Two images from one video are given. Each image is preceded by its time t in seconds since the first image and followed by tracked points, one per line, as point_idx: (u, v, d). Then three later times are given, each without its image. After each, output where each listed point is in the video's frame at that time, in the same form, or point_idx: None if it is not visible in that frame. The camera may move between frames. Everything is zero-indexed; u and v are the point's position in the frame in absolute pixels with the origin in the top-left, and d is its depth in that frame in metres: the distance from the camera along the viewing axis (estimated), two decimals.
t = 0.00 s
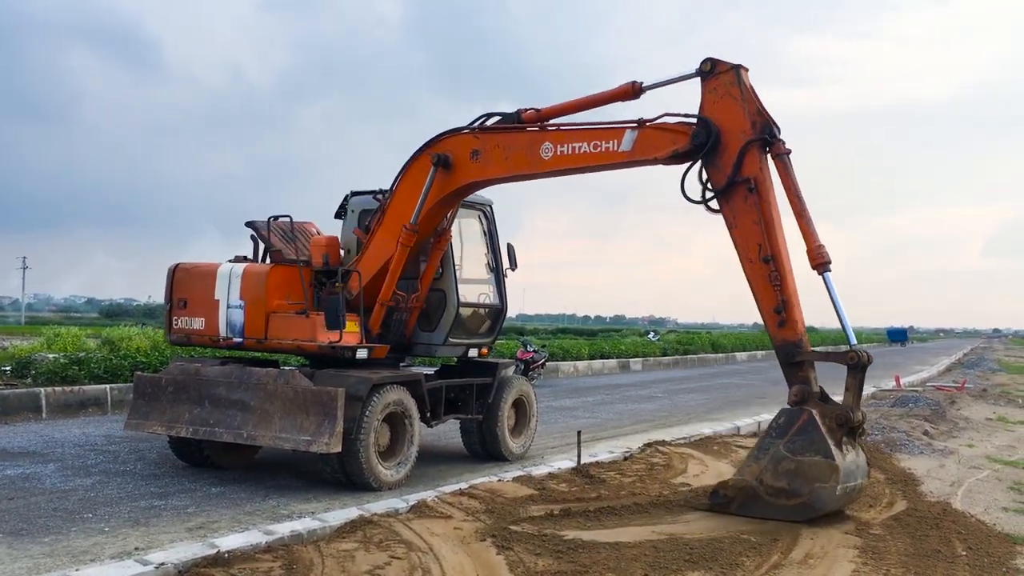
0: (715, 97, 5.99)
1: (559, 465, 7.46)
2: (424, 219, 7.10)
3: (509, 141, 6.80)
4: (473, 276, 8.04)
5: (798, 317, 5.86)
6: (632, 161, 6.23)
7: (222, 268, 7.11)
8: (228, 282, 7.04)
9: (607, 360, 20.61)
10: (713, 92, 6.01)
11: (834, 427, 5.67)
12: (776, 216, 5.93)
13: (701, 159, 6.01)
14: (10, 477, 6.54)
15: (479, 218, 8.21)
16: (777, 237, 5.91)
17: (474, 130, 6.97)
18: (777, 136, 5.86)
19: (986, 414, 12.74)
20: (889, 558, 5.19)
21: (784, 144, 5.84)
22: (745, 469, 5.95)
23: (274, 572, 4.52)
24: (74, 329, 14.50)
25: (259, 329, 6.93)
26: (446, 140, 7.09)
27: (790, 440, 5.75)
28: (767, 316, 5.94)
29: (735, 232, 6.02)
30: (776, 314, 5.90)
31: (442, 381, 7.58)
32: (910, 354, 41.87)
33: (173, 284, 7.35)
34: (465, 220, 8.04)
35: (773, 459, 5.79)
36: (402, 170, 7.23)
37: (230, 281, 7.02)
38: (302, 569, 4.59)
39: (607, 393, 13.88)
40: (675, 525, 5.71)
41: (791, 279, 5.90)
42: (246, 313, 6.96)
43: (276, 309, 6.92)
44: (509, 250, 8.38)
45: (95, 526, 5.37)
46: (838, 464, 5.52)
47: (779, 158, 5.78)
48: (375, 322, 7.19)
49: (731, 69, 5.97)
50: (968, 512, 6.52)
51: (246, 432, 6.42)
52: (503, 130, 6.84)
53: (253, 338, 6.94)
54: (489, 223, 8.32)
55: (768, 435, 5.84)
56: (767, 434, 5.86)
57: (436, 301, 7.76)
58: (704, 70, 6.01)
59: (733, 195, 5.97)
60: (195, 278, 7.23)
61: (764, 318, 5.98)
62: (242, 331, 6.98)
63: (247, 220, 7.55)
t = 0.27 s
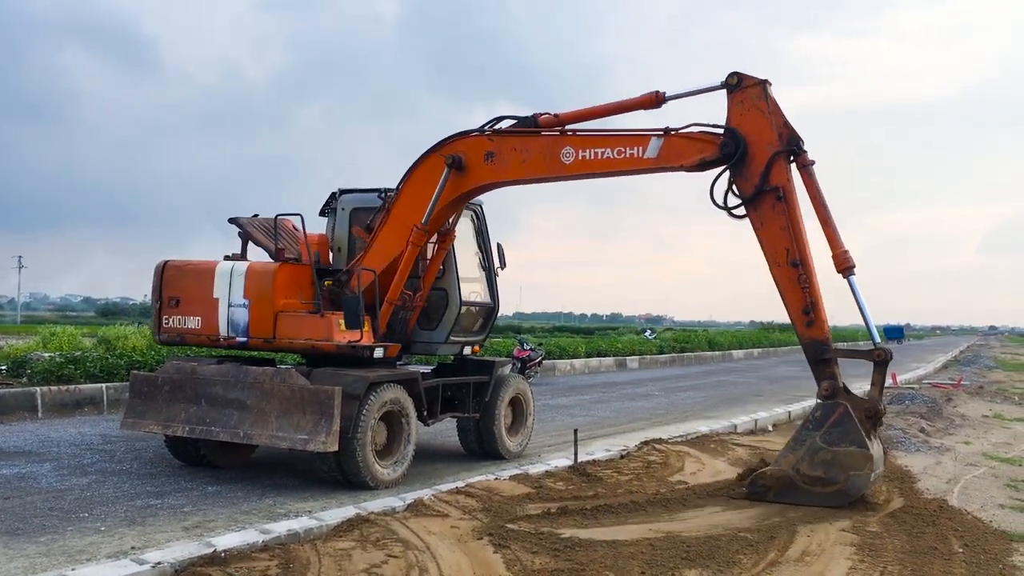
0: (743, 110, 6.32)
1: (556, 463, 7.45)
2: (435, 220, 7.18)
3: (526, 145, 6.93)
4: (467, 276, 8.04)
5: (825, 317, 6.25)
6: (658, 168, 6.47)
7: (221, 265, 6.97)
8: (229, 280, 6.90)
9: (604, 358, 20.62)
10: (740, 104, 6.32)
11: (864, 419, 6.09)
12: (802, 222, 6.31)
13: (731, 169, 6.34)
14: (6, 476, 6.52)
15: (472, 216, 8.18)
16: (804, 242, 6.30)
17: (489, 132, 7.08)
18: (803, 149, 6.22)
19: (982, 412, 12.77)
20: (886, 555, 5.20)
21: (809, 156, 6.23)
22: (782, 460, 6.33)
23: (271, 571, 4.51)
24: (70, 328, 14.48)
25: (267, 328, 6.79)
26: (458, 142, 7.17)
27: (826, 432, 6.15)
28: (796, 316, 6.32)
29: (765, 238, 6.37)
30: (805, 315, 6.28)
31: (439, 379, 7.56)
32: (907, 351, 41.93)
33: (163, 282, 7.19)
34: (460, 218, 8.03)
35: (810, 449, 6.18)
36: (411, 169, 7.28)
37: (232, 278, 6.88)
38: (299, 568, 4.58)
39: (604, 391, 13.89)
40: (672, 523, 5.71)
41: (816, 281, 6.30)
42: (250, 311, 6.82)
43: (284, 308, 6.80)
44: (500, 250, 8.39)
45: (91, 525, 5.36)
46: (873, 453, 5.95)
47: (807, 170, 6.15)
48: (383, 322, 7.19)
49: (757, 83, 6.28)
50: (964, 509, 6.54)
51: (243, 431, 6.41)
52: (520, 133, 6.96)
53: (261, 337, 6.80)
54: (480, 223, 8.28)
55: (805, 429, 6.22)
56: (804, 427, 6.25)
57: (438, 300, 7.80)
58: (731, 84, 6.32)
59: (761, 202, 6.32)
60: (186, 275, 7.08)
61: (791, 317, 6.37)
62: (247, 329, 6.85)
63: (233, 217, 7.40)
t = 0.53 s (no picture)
0: (757, 123, 6.83)
1: (553, 461, 7.46)
2: (447, 220, 7.25)
3: (541, 149, 7.10)
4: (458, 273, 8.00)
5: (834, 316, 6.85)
6: (676, 175, 6.85)
7: (224, 264, 6.90)
8: (236, 280, 6.85)
9: (601, 356, 20.63)
10: (754, 118, 6.84)
11: (875, 409, 6.74)
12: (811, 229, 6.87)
13: (747, 179, 6.84)
14: (3, 476, 6.51)
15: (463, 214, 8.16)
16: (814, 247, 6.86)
17: (503, 135, 7.19)
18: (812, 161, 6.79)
19: (978, 409, 12.81)
20: (882, 552, 5.22)
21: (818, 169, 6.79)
22: (803, 448, 6.83)
23: (268, 570, 4.52)
24: (67, 328, 14.46)
25: (281, 328, 6.77)
26: (470, 144, 7.25)
27: (844, 422, 6.73)
28: (809, 315, 6.90)
29: (779, 243, 6.91)
30: (817, 314, 6.86)
31: (436, 377, 7.57)
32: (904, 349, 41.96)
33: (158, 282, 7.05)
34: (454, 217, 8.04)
35: (831, 437, 6.74)
36: (420, 168, 7.31)
37: (239, 278, 6.84)
38: (296, 566, 4.58)
39: (601, 389, 13.90)
40: (670, 521, 5.72)
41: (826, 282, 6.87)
42: (261, 311, 6.79)
43: (296, 308, 6.80)
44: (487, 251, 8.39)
45: (89, 524, 5.36)
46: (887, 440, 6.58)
47: (816, 180, 6.71)
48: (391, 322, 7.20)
49: (769, 99, 6.81)
50: (960, 506, 6.55)
51: (240, 430, 6.41)
52: (534, 137, 7.11)
53: (273, 338, 6.76)
54: (467, 224, 8.29)
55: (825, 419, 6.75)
56: (824, 417, 6.79)
57: (438, 300, 7.83)
58: (745, 99, 6.82)
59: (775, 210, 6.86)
60: (183, 275, 6.97)
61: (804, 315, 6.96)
62: (256, 329, 6.82)
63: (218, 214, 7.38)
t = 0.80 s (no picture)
0: (757, 135, 7.43)
1: (551, 460, 7.46)
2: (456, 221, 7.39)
3: (550, 154, 7.36)
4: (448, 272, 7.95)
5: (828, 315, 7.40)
6: (683, 181, 7.38)
7: (234, 264, 6.80)
8: (248, 280, 6.76)
9: (600, 355, 20.64)
10: (755, 131, 7.43)
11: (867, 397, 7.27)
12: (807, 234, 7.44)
13: (747, 187, 7.41)
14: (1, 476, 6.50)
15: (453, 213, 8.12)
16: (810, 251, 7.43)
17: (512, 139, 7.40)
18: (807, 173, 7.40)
19: (976, 407, 12.82)
20: (880, 550, 5.22)
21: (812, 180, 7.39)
22: (806, 436, 7.25)
23: (266, 569, 4.52)
24: (65, 327, 14.44)
25: (299, 328, 6.74)
26: (478, 147, 7.41)
27: (843, 410, 7.21)
28: (804, 313, 7.45)
29: (778, 246, 7.46)
30: (812, 312, 7.41)
31: (434, 377, 7.57)
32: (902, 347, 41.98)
33: (161, 281, 6.90)
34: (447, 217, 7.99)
35: (831, 425, 7.20)
36: (429, 170, 7.40)
37: (252, 277, 6.76)
38: (294, 566, 4.58)
39: (599, 388, 13.91)
40: (668, 519, 5.73)
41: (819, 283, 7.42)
42: (277, 311, 6.73)
43: (313, 308, 6.79)
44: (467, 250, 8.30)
45: (86, 524, 5.35)
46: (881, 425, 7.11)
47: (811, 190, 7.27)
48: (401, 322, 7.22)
49: (769, 114, 7.41)
50: (958, 504, 6.56)
51: (238, 429, 6.40)
52: (544, 142, 7.38)
53: (291, 338, 6.73)
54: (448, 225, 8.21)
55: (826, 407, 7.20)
56: (825, 406, 7.23)
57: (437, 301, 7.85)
58: (746, 113, 7.41)
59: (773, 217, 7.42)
60: (190, 274, 6.84)
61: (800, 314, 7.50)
62: (272, 329, 6.76)
63: (208, 209, 7.35)
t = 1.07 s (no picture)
0: (742, 146, 8.18)
1: (549, 459, 7.46)
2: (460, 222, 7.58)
3: (551, 158, 7.78)
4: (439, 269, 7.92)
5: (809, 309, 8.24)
6: (676, 186, 8.03)
7: (252, 263, 6.64)
8: (267, 279, 6.61)
9: (599, 353, 20.65)
10: (740, 142, 8.18)
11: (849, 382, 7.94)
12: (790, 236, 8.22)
13: (735, 195, 8.17)
14: None
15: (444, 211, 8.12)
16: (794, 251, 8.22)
17: (515, 144, 7.72)
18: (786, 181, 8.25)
19: (975, 405, 12.84)
20: (879, 548, 5.23)
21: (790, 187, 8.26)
22: (800, 422, 7.85)
23: (265, 569, 4.52)
24: (64, 327, 14.45)
25: (319, 328, 6.65)
26: (482, 149, 7.62)
27: (831, 396, 7.83)
28: (790, 310, 8.23)
29: (765, 249, 8.22)
30: (797, 308, 8.21)
31: (433, 376, 7.56)
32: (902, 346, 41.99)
33: (171, 280, 6.64)
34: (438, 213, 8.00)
35: (822, 411, 7.80)
36: (432, 170, 7.46)
37: (271, 276, 6.60)
38: (293, 565, 4.58)
39: (598, 387, 13.92)
40: (666, 518, 5.73)
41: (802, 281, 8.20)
42: (297, 310, 6.61)
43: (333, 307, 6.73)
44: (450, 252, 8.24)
45: (86, 523, 5.35)
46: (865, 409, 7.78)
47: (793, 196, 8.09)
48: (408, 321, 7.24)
49: (751, 126, 8.18)
50: (957, 502, 6.57)
51: (238, 428, 6.40)
52: (545, 147, 7.78)
53: (312, 338, 6.64)
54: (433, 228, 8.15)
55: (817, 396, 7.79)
56: (817, 394, 7.82)
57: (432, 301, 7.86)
58: (731, 126, 8.17)
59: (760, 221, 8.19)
60: (202, 272, 6.63)
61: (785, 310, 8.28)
62: (291, 329, 6.62)
63: (201, 205, 7.31)
